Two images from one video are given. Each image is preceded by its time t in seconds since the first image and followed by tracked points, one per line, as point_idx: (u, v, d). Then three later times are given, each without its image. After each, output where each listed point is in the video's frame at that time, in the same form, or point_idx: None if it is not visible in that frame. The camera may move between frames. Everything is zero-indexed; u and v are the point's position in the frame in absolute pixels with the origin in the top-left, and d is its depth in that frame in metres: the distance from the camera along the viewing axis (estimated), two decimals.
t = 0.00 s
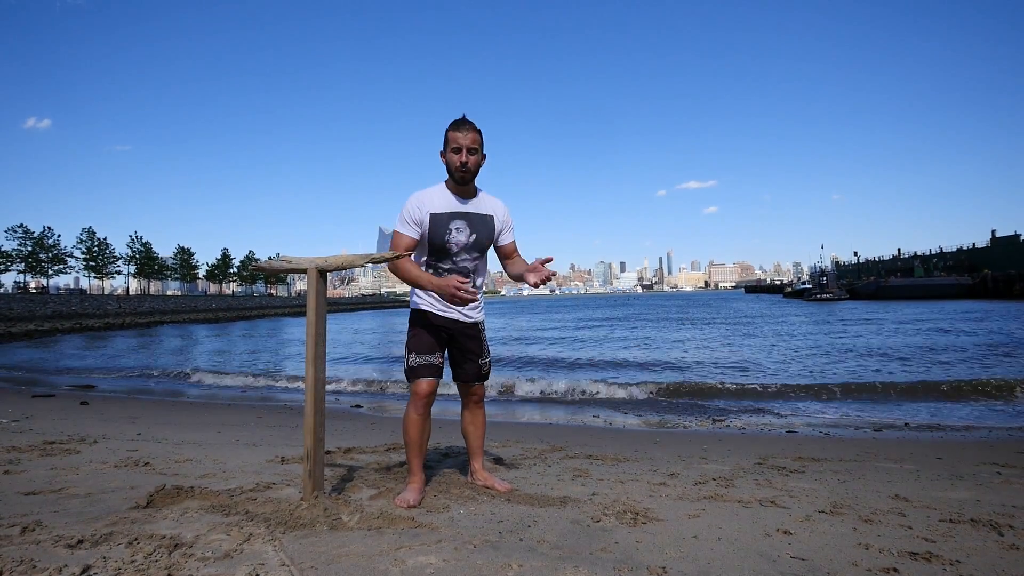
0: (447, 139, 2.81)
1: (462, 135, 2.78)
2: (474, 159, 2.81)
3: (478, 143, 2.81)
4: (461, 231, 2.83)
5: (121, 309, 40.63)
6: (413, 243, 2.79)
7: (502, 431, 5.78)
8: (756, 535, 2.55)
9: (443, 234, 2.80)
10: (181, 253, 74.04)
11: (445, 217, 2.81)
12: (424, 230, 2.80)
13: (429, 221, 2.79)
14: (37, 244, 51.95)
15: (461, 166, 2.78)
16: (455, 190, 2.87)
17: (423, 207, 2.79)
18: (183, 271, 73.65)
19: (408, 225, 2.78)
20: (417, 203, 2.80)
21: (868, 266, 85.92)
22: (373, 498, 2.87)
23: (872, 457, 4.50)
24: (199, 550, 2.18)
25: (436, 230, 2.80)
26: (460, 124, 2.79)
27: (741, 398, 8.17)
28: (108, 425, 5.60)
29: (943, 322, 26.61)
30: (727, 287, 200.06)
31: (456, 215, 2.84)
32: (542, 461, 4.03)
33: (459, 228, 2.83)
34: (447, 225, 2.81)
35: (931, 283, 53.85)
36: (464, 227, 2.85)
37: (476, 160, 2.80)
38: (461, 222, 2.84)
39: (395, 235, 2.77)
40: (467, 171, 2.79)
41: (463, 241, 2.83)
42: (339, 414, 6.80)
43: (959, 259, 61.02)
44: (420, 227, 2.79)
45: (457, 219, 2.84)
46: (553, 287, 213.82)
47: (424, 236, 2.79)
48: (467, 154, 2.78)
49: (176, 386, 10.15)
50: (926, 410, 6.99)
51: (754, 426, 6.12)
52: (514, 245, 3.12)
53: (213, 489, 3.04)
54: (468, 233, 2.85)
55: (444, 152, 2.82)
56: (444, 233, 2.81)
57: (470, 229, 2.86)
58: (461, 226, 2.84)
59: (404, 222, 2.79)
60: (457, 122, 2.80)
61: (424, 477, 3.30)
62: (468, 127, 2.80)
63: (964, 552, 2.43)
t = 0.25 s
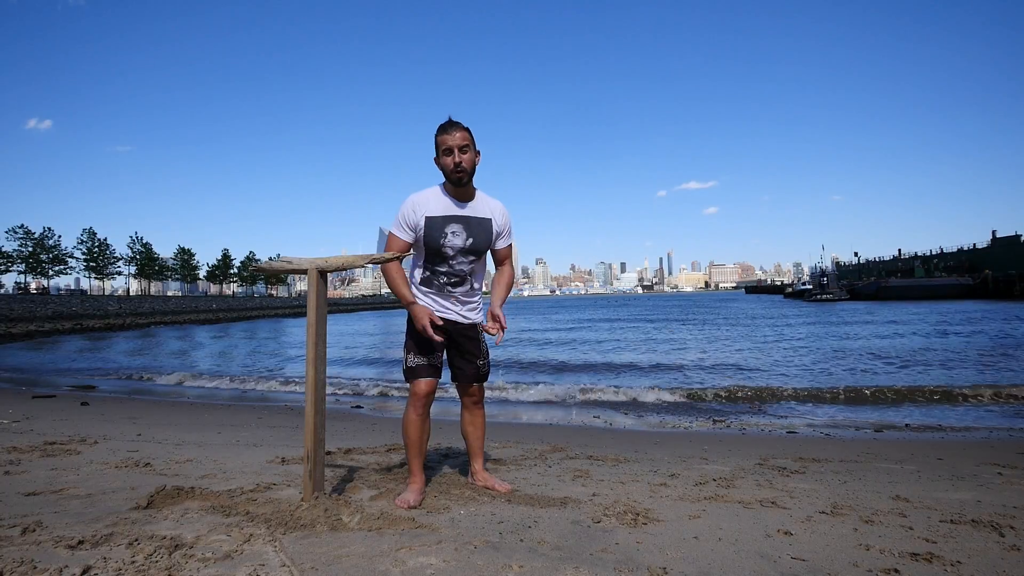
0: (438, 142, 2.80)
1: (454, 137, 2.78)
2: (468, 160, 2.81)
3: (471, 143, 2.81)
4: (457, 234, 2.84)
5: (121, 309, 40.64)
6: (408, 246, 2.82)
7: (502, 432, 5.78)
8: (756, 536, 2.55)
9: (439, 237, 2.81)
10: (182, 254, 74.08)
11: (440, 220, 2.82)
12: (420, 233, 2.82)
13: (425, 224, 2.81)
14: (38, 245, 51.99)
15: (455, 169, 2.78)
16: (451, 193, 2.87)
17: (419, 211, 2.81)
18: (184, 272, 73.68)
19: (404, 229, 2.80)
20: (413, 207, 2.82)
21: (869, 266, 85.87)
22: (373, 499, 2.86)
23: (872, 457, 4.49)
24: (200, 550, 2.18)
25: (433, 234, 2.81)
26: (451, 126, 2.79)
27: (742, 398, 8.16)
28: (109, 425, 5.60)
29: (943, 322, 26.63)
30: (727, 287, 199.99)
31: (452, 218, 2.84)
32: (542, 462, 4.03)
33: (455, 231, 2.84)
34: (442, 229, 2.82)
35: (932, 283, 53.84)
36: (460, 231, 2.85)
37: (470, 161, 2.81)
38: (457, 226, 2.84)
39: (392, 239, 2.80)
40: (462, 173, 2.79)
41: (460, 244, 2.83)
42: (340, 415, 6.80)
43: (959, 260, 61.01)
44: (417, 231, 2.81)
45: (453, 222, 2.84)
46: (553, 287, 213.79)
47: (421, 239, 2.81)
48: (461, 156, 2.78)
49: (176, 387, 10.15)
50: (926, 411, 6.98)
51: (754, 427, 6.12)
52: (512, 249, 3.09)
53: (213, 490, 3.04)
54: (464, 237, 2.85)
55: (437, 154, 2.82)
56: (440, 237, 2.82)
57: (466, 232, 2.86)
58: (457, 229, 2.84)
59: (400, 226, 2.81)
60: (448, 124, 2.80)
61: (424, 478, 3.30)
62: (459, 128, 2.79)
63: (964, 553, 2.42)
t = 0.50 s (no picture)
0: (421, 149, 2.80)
1: (436, 143, 2.77)
2: (453, 164, 2.80)
3: (453, 146, 2.79)
4: (446, 238, 2.84)
5: (121, 309, 40.64)
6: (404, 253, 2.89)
7: (501, 433, 5.77)
8: (756, 537, 2.55)
9: (427, 242, 2.83)
10: (182, 254, 74.10)
11: (428, 226, 2.85)
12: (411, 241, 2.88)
13: (414, 232, 2.86)
14: (38, 245, 51.99)
15: (440, 176, 2.78)
16: (439, 199, 2.87)
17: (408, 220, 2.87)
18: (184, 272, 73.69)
19: (394, 238, 2.88)
20: (403, 216, 2.88)
21: (869, 268, 85.87)
22: (372, 500, 2.86)
23: (872, 459, 4.49)
24: (199, 551, 2.18)
25: (421, 240, 2.85)
26: (432, 131, 2.78)
27: (742, 400, 8.15)
28: (108, 426, 5.60)
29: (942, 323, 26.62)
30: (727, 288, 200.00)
31: (440, 223, 2.85)
32: (542, 463, 4.03)
33: (443, 236, 2.84)
34: (430, 235, 2.84)
35: (932, 285, 53.84)
36: (449, 234, 2.85)
37: (454, 165, 2.80)
38: (445, 229, 2.84)
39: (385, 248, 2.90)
40: (447, 178, 2.79)
41: (448, 248, 2.83)
42: (339, 416, 6.80)
43: (959, 261, 61.01)
44: (406, 239, 2.88)
45: (441, 227, 2.85)
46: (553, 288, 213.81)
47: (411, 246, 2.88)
48: (444, 162, 2.78)
49: (176, 387, 10.15)
50: (926, 412, 6.98)
51: (754, 428, 6.12)
52: (505, 246, 2.96)
53: (212, 491, 3.04)
54: (453, 240, 2.84)
55: (423, 161, 2.82)
56: (429, 242, 2.84)
57: (455, 235, 2.84)
58: (445, 233, 2.84)
59: (392, 235, 2.89)
60: (429, 129, 2.78)
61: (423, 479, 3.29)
62: (440, 132, 2.78)
63: (964, 555, 2.42)
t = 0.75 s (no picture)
0: (412, 148, 2.80)
1: (426, 142, 2.77)
2: (443, 165, 2.79)
3: (444, 147, 2.79)
4: (433, 241, 2.84)
5: (122, 310, 40.65)
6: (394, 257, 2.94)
7: (501, 433, 5.77)
8: (756, 538, 2.54)
9: (414, 246, 2.85)
10: (183, 255, 74.14)
11: (415, 229, 2.87)
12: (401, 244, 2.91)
13: (402, 235, 2.89)
14: (39, 246, 51.99)
15: (430, 177, 2.77)
16: (429, 202, 2.87)
17: (397, 224, 2.91)
18: (184, 272, 73.67)
19: (385, 243, 2.94)
20: (393, 220, 2.92)
21: (869, 269, 85.84)
22: (372, 501, 2.86)
23: (872, 460, 4.48)
24: (199, 552, 2.18)
25: (409, 243, 2.87)
26: (423, 131, 2.78)
27: (742, 400, 8.16)
28: (108, 426, 5.60)
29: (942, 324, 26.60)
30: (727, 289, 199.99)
31: (427, 226, 2.85)
32: (542, 463, 4.03)
33: (430, 240, 2.84)
34: (418, 238, 2.85)
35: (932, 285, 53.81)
36: (435, 238, 2.84)
37: (444, 166, 2.78)
38: (432, 234, 2.84)
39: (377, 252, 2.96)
40: (437, 177, 2.77)
41: (435, 252, 2.83)
42: (339, 416, 6.80)
43: (959, 262, 60.96)
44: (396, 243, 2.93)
45: (428, 231, 2.85)
46: (553, 289, 213.72)
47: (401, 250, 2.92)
48: (435, 161, 2.76)
49: (177, 387, 10.16)
50: (926, 413, 6.97)
51: (754, 428, 6.12)
52: (498, 251, 2.91)
53: (212, 491, 3.04)
54: (440, 244, 2.83)
55: (413, 163, 2.81)
56: (416, 246, 2.85)
57: (441, 239, 2.83)
58: (432, 237, 2.84)
59: (383, 239, 2.95)
60: (420, 129, 2.78)
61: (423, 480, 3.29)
62: (431, 132, 2.78)
63: (965, 556, 2.42)
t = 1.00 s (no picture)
0: (405, 147, 2.80)
1: (419, 140, 2.77)
2: (436, 164, 2.78)
3: (436, 146, 2.79)
4: (424, 244, 2.83)
5: (122, 309, 40.64)
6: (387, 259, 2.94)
7: (500, 433, 5.78)
8: (756, 538, 2.55)
9: (406, 248, 2.85)
10: (183, 254, 74.13)
11: (407, 231, 2.87)
12: (393, 246, 2.91)
13: (394, 237, 2.90)
14: (39, 245, 51.97)
15: (421, 176, 2.76)
16: (421, 203, 2.87)
17: (389, 225, 2.91)
18: (184, 272, 73.64)
19: (378, 245, 2.95)
20: (386, 221, 2.93)
21: (869, 270, 85.82)
22: (372, 501, 2.86)
23: (872, 460, 4.49)
24: (198, 551, 2.18)
25: (402, 245, 2.87)
26: (416, 131, 2.79)
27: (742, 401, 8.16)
28: (108, 426, 5.60)
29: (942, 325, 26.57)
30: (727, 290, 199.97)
31: (419, 228, 2.85)
32: (541, 463, 4.04)
33: (422, 242, 2.84)
34: (409, 240, 2.85)
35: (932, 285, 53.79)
36: (427, 240, 2.84)
37: (437, 165, 2.78)
38: (423, 235, 2.84)
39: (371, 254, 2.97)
40: (429, 176, 2.76)
41: (427, 254, 2.82)
42: (339, 416, 6.80)
43: (959, 262, 60.93)
44: (388, 245, 2.94)
45: (419, 233, 2.84)
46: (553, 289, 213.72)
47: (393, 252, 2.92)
48: (428, 160, 2.76)
49: (177, 387, 10.15)
50: (926, 414, 6.97)
51: (753, 429, 6.12)
52: (492, 253, 2.91)
53: (212, 491, 3.04)
54: (431, 246, 2.83)
55: (405, 162, 2.81)
56: (408, 247, 2.85)
57: (433, 241, 2.83)
58: (423, 239, 2.83)
59: (376, 241, 2.95)
60: (414, 129, 2.79)
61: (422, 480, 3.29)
62: (425, 132, 2.79)
63: (965, 557, 2.42)
